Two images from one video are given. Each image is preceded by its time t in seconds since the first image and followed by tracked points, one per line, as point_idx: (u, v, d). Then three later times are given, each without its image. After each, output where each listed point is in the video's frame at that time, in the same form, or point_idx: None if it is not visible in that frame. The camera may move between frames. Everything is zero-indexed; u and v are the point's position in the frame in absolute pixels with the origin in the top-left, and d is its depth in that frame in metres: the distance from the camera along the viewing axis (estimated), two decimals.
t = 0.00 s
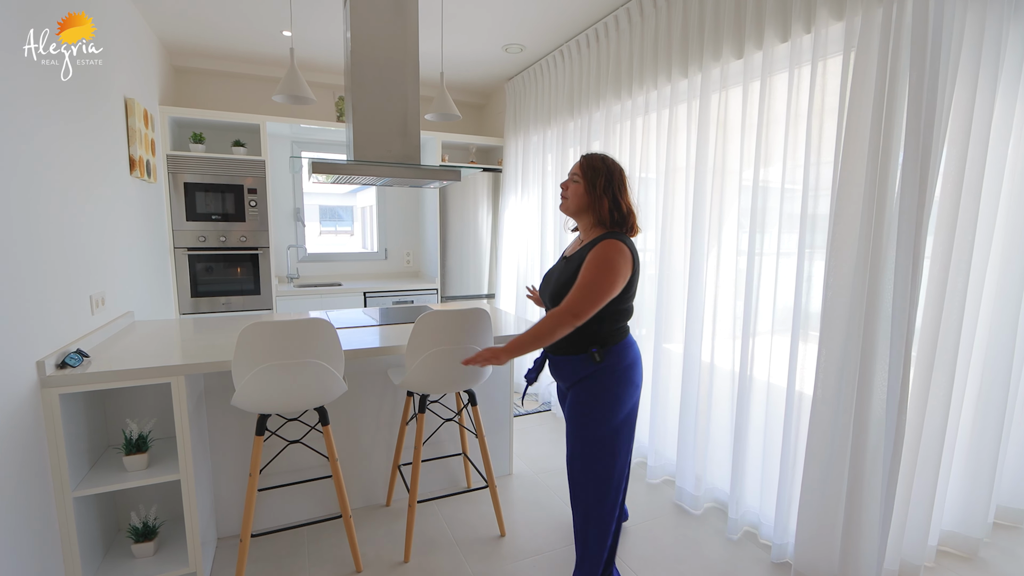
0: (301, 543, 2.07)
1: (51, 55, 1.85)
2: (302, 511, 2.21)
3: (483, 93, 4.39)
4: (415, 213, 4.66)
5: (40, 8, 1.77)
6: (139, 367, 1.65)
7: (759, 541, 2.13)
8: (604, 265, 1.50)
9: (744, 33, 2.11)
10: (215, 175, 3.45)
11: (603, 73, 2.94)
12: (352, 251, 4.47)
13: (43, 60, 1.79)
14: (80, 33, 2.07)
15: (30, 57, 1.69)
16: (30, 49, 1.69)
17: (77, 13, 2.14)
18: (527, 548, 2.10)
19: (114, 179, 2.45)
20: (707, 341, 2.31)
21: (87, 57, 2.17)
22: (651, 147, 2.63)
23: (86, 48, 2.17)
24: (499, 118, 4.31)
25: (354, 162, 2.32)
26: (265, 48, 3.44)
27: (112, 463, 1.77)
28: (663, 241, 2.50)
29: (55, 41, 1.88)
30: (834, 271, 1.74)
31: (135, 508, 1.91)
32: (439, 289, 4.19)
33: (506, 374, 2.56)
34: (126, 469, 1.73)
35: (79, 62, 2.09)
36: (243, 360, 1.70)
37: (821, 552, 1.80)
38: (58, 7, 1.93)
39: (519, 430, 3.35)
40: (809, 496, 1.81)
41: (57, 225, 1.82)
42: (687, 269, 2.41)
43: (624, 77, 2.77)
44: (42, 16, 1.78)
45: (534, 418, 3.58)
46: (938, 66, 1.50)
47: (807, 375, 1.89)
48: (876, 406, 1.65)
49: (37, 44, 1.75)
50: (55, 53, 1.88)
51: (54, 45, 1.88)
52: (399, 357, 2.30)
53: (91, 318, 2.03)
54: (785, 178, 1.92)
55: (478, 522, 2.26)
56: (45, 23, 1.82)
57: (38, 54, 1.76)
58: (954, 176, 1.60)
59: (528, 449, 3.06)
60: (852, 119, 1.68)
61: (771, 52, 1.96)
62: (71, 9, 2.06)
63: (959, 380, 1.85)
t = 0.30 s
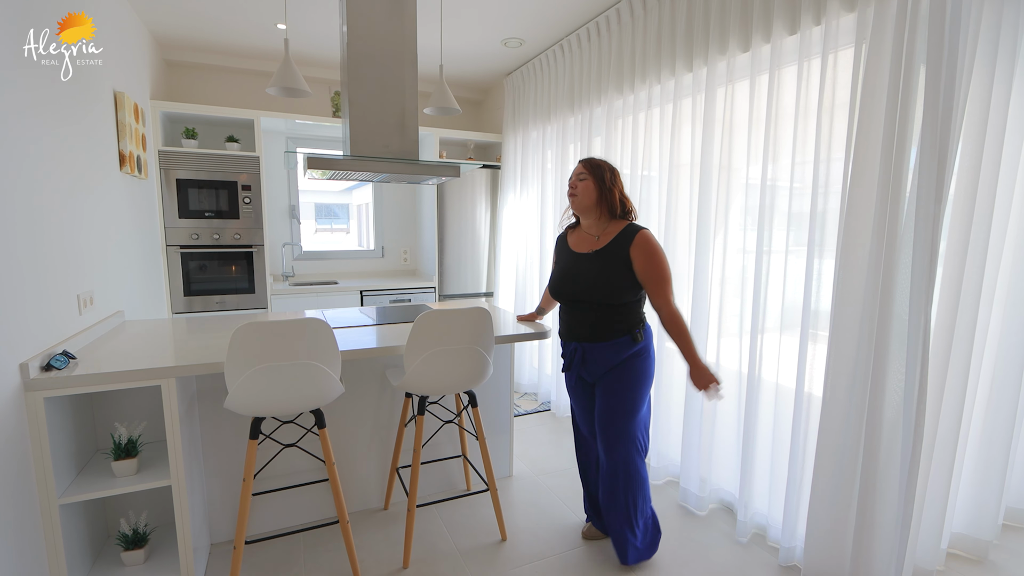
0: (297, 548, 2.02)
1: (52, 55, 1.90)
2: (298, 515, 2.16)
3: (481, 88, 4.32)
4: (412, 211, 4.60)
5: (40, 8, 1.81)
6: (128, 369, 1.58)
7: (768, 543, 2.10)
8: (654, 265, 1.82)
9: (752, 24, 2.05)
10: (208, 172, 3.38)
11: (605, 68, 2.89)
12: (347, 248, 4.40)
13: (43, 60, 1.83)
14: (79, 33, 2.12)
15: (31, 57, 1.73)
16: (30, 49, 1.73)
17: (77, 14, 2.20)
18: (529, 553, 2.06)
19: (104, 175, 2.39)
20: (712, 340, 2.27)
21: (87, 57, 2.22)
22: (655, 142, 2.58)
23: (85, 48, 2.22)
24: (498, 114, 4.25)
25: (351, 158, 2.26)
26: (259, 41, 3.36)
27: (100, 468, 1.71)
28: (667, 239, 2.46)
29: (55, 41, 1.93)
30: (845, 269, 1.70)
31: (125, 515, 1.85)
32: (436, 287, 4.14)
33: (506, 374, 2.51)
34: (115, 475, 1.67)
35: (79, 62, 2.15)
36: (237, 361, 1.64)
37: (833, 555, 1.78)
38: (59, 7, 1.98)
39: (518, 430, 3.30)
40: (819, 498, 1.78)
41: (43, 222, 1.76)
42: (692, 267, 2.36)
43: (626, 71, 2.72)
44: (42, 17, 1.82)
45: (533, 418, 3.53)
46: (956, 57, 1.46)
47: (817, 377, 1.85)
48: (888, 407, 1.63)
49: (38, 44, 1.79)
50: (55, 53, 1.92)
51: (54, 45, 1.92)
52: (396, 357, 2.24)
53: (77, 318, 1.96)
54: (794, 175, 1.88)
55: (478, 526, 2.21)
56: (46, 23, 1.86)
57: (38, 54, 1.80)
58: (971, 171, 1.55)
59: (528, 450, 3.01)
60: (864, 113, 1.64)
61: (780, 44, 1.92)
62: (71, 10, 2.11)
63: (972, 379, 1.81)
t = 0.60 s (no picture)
0: (295, 555, 1.96)
1: (52, 55, 1.95)
2: (296, 520, 2.10)
3: (480, 84, 4.26)
4: (410, 208, 4.53)
5: (42, 10, 1.86)
6: (117, 371, 1.52)
7: (780, 546, 2.08)
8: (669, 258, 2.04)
9: (761, 16, 2.00)
10: (202, 167, 3.31)
11: (607, 62, 2.83)
12: (344, 246, 4.33)
13: (44, 60, 1.88)
14: (80, 33, 2.18)
15: (31, 58, 1.78)
16: (30, 49, 1.78)
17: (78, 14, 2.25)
18: (533, 558, 2.01)
19: (94, 171, 2.32)
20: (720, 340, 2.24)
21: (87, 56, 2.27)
22: (659, 138, 2.53)
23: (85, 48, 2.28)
24: (498, 110, 4.18)
25: (347, 152, 2.20)
26: (254, 34, 3.29)
27: (90, 474, 1.65)
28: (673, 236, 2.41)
29: (56, 41, 1.98)
30: (860, 268, 1.66)
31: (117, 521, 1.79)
32: (435, 285, 4.08)
33: (508, 375, 2.46)
34: (105, 481, 1.61)
35: (79, 61, 2.20)
36: (234, 364, 1.58)
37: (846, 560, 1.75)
38: (60, 8, 2.04)
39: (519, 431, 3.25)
40: (832, 500, 1.75)
41: (28, 219, 1.69)
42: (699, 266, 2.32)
43: (630, 66, 2.67)
44: (43, 18, 1.87)
45: (534, 418, 3.48)
46: (978, 49, 1.40)
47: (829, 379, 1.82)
48: (905, 409, 1.59)
49: (38, 44, 1.84)
50: (55, 53, 1.97)
51: (55, 45, 1.97)
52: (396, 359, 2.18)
53: (66, 319, 1.90)
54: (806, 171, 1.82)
55: (480, 530, 2.16)
56: (46, 24, 1.91)
57: (39, 54, 1.84)
58: (992, 165, 1.50)
59: (530, 452, 2.96)
60: (880, 107, 1.59)
61: (791, 37, 1.87)
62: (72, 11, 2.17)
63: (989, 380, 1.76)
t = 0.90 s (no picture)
0: (294, 562, 1.90)
1: (52, 55, 1.97)
2: (296, 526, 2.04)
3: (481, 79, 4.19)
4: (409, 205, 4.46)
5: (42, 10, 1.89)
6: (108, 375, 1.45)
7: (793, 548, 2.10)
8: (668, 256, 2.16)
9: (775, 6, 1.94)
10: (197, 163, 3.23)
11: (613, 56, 2.77)
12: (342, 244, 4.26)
13: (43, 60, 1.90)
14: (79, 33, 2.19)
15: (32, 58, 1.81)
16: (30, 49, 1.80)
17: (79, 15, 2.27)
18: (539, 564, 1.96)
19: (86, 166, 2.25)
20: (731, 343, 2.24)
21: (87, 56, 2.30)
22: (667, 133, 2.47)
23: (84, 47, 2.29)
24: (498, 105, 4.11)
25: (348, 146, 2.11)
26: (250, 27, 3.21)
27: (81, 481, 1.58)
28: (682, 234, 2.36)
29: (55, 41, 2.00)
30: (879, 268, 1.61)
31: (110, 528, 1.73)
32: (435, 284, 4.01)
33: (512, 375, 2.40)
34: (97, 488, 1.55)
35: (79, 60, 2.22)
36: (230, 366, 1.52)
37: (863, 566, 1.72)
38: (60, 9, 2.06)
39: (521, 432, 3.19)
40: (848, 508, 1.72)
41: (16, 215, 1.63)
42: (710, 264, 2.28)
43: (636, 59, 2.61)
44: (43, 18, 1.89)
45: (536, 418, 3.42)
46: (1007, 39, 1.35)
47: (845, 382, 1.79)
48: (925, 413, 1.54)
49: (38, 44, 1.86)
50: (55, 53, 2.00)
51: (55, 45, 1.99)
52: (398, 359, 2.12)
53: (55, 319, 1.83)
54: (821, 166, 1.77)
55: (485, 535, 2.11)
56: (46, 24, 1.93)
57: (39, 54, 1.87)
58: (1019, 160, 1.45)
59: (533, 453, 2.91)
60: (900, 100, 1.54)
61: (807, 28, 1.81)
62: (72, 11, 2.18)
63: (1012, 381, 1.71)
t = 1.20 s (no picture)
0: (297, 569, 1.85)
1: (52, 55, 1.96)
2: (297, 531, 1.99)
3: (482, 74, 4.13)
4: (409, 202, 4.40)
5: (43, 11, 1.88)
6: (104, 378, 1.39)
7: (807, 551, 2.07)
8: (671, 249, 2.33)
9: None
10: (194, 159, 3.16)
11: (620, 49, 2.72)
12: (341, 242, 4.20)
13: (44, 60, 1.89)
14: (79, 33, 2.19)
15: (31, 58, 1.79)
16: (30, 49, 1.79)
17: (79, 15, 2.27)
18: (549, 571, 1.91)
19: (81, 161, 2.18)
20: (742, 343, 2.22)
21: (88, 58, 2.32)
22: (677, 128, 2.43)
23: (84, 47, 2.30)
24: (501, 101, 4.05)
25: (346, 140, 2.06)
26: (248, 20, 3.14)
27: (76, 488, 1.52)
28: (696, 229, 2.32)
29: (55, 41, 1.99)
30: (902, 267, 1.58)
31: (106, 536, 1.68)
32: (437, 282, 3.96)
33: (519, 376, 2.35)
34: (92, 495, 1.49)
35: (79, 60, 2.22)
36: (229, 369, 1.46)
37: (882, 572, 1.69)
38: (60, 9, 2.05)
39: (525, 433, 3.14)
40: (870, 511, 1.69)
41: (7, 212, 1.57)
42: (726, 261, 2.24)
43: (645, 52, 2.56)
44: (43, 18, 1.88)
45: (540, 419, 3.37)
46: None
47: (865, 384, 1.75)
48: (949, 416, 1.51)
49: (38, 44, 1.84)
50: (55, 53, 1.98)
51: (55, 45, 1.98)
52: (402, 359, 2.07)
53: (48, 319, 1.76)
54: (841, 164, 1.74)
55: (492, 541, 2.06)
56: (46, 24, 1.92)
57: (39, 54, 1.85)
58: None
59: (538, 454, 2.86)
60: (925, 93, 1.50)
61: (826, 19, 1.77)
62: (72, 11, 2.18)
63: None
